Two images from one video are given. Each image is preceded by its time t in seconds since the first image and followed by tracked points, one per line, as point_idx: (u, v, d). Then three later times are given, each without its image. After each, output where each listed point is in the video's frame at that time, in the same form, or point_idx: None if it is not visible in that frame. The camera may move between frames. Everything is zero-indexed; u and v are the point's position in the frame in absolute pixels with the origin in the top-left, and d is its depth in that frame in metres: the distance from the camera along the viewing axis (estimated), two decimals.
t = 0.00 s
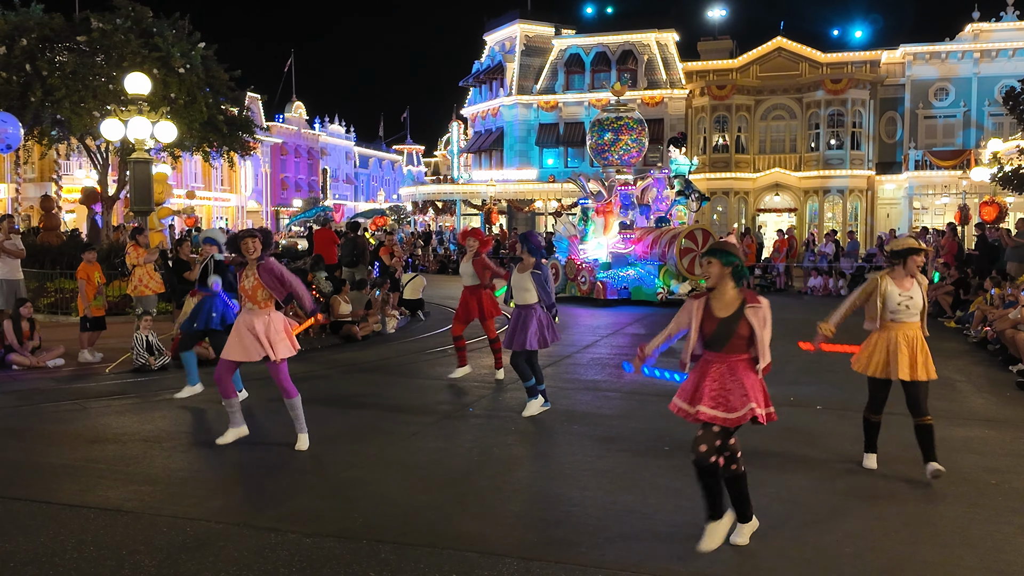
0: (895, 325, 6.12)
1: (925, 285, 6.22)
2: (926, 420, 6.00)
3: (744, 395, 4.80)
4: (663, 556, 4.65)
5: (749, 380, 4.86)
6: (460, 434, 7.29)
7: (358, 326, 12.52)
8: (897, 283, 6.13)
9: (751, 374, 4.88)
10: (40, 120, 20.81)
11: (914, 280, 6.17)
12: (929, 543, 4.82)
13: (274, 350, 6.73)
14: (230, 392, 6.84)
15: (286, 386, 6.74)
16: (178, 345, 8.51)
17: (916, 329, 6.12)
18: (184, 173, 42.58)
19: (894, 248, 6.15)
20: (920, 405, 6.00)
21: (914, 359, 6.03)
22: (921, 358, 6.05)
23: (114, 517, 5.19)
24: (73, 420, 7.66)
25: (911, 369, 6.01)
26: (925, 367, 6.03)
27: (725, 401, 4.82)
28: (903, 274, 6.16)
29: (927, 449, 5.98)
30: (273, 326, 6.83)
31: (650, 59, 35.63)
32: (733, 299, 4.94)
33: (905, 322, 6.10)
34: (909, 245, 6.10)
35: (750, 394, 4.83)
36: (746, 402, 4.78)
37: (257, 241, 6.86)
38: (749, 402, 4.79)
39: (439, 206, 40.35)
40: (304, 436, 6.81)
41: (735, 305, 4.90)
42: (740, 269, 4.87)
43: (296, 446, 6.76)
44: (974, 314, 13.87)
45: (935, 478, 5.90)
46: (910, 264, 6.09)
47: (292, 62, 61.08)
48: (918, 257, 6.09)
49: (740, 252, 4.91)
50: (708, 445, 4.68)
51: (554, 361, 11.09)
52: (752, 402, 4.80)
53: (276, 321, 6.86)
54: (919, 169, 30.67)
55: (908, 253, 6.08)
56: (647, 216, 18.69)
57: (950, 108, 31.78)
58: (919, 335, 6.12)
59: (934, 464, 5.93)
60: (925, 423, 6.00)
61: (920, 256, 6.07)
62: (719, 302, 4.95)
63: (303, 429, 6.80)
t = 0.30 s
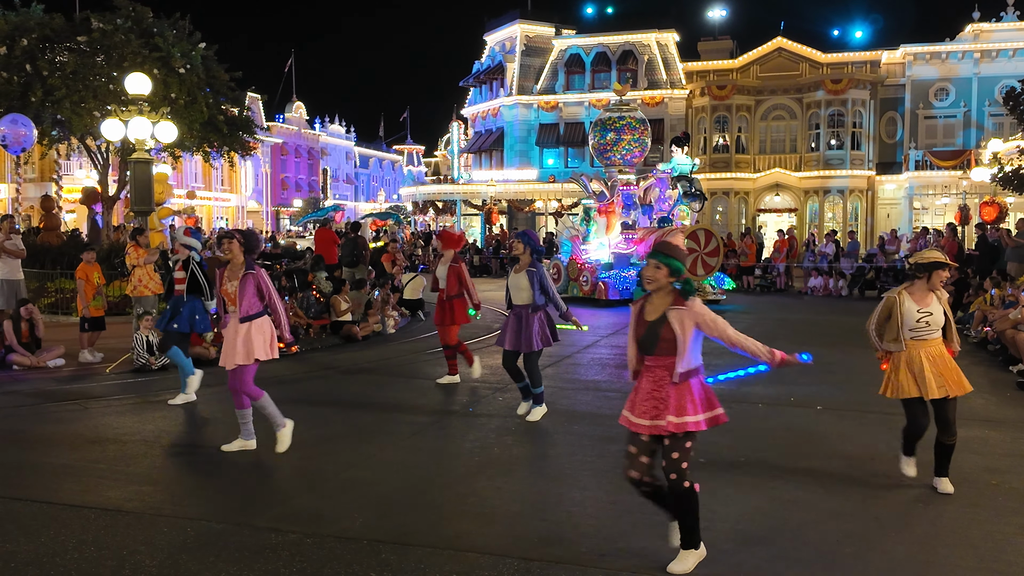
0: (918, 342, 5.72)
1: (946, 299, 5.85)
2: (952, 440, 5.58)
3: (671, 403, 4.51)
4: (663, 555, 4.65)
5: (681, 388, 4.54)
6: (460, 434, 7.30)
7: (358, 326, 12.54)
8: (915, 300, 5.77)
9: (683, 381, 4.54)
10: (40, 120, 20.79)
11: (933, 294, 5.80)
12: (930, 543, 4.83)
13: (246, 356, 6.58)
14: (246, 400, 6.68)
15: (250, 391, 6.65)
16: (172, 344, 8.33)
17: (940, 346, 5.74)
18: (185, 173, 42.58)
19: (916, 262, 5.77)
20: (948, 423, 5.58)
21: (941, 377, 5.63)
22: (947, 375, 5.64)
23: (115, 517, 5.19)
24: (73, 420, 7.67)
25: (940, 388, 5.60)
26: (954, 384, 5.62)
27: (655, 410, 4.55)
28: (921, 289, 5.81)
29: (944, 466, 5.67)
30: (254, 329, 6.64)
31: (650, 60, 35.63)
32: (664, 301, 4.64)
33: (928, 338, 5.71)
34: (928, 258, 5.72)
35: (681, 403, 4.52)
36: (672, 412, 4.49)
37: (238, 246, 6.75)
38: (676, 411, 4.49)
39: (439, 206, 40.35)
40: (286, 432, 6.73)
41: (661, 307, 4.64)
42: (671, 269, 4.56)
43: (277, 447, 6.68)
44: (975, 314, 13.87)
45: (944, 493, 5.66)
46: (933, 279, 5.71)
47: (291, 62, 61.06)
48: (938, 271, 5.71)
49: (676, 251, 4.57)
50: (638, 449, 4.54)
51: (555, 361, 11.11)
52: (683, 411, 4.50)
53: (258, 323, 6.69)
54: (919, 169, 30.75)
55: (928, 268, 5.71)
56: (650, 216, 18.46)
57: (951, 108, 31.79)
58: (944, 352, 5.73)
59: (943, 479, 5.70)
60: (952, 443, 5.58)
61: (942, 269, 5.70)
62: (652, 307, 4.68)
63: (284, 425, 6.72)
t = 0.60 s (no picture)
0: (923, 327, 5.62)
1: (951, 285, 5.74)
2: (946, 435, 5.65)
3: (598, 418, 4.29)
4: (665, 556, 4.65)
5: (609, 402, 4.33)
6: (461, 434, 7.30)
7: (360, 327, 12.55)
8: (921, 283, 5.67)
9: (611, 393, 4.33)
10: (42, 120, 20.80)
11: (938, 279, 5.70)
12: (931, 543, 4.84)
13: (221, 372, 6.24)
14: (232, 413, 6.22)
15: (230, 406, 6.26)
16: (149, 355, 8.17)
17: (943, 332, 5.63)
18: (186, 173, 42.57)
19: (923, 244, 5.70)
20: (942, 420, 5.63)
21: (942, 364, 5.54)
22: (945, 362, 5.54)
23: (116, 517, 5.19)
24: (74, 420, 7.68)
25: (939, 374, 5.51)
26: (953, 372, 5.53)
27: (580, 425, 4.33)
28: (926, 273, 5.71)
29: (940, 463, 5.73)
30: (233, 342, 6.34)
31: (651, 60, 35.64)
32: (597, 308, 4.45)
33: (930, 322, 5.60)
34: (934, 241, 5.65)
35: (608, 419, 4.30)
36: (598, 428, 4.28)
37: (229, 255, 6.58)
38: (601, 427, 4.28)
39: (440, 206, 40.35)
40: (231, 465, 6.13)
41: (594, 315, 4.42)
42: (602, 273, 4.40)
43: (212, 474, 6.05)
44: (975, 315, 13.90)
45: (943, 494, 5.69)
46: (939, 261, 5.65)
47: (292, 62, 61.07)
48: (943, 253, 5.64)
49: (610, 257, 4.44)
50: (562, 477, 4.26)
51: (556, 361, 11.12)
52: (610, 428, 4.28)
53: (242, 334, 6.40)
54: (919, 169, 30.81)
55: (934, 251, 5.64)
56: (653, 216, 18.97)
57: (952, 108, 31.80)
58: (947, 339, 5.63)
59: (941, 477, 5.74)
60: (945, 437, 5.66)
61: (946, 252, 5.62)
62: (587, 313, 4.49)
63: (233, 457, 6.14)
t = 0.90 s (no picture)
0: (922, 329, 5.54)
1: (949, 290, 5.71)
2: (946, 443, 5.29)
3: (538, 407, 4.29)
4: (666, 556, 4.66)
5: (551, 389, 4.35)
6: (462, 434, 7.31)
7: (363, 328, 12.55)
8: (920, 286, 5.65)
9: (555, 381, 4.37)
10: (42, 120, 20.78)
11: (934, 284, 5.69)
12: (931, 542, 4.84)
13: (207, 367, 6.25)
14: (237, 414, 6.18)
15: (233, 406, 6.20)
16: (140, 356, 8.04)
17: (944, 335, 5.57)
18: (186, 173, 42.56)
19: (913, 246, 5.72)
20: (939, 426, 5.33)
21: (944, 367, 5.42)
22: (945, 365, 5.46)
23: (116, 517, 5.20)
24: (76, 420, 7.69)
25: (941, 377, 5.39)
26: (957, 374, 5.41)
27: (522, 416, 4.33)
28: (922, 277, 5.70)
29: (942, 482, 5.25)
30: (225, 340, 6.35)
31: (652, 60, 35.64)
32: (544, 295, 4.51)
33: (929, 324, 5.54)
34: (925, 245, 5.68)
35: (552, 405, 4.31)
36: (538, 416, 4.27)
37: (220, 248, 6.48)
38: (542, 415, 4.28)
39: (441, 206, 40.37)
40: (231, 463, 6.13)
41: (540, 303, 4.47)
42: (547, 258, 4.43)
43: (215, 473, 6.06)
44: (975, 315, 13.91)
45: (941, 517, 5.21)
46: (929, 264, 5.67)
47: (293, 62, 61.06)
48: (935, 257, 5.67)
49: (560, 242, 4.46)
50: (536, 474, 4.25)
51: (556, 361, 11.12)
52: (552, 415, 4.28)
53: (240, 330, 6.44)
54: (920, 170, 30.86)
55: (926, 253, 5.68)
56: (655, 216, 18.86)
57: (953, 108, 31.79)
58: (946, 342, 5.55)
59: (942, 498, 5.24)
60: (945, 446, 5.29)
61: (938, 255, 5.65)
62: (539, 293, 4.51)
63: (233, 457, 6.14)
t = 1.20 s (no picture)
0: (907, 345, 5.19)
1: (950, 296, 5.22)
2: (911, 458, 5.16)
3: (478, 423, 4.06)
4: (665, 556, 4.66)
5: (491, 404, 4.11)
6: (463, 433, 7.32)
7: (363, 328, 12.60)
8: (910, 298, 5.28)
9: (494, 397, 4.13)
10: (43, 120, 20.77)
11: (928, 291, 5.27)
12: (931, 542, 4.83)
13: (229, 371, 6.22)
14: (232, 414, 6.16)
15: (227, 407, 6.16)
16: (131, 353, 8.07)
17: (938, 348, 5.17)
18: (186, 173, 42.56)
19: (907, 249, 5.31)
20: (904, 442, 5.16)
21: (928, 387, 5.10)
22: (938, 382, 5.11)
23: (116, 517, 5.20)
24: (76, 420, 7.68)
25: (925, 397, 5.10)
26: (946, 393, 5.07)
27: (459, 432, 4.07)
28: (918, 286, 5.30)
29: (948, 490, 5.15)
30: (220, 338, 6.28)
31: (652, 60, 35.64)
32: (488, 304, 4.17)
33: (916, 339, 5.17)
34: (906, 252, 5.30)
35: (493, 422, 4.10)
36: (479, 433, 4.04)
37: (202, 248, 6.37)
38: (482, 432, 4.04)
39: (441, 206, 40.33)
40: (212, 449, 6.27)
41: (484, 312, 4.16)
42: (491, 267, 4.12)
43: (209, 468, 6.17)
44: (976, 315, 13.89)
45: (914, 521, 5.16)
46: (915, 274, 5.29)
47: (294, 62, 61.05)
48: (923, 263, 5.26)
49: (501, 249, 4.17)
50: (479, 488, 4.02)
51: (556, 361, 11.11)
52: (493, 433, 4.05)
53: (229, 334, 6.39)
54: (921, 169, 30.88)
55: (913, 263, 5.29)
56: (658, 216, 18.58)
57: (953, 108, 31.79)
58: (937, 357, 5.14)
59: (915, 505, 5.18)
60: (909, 462, 5.16)
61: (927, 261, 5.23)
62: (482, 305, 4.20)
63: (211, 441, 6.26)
